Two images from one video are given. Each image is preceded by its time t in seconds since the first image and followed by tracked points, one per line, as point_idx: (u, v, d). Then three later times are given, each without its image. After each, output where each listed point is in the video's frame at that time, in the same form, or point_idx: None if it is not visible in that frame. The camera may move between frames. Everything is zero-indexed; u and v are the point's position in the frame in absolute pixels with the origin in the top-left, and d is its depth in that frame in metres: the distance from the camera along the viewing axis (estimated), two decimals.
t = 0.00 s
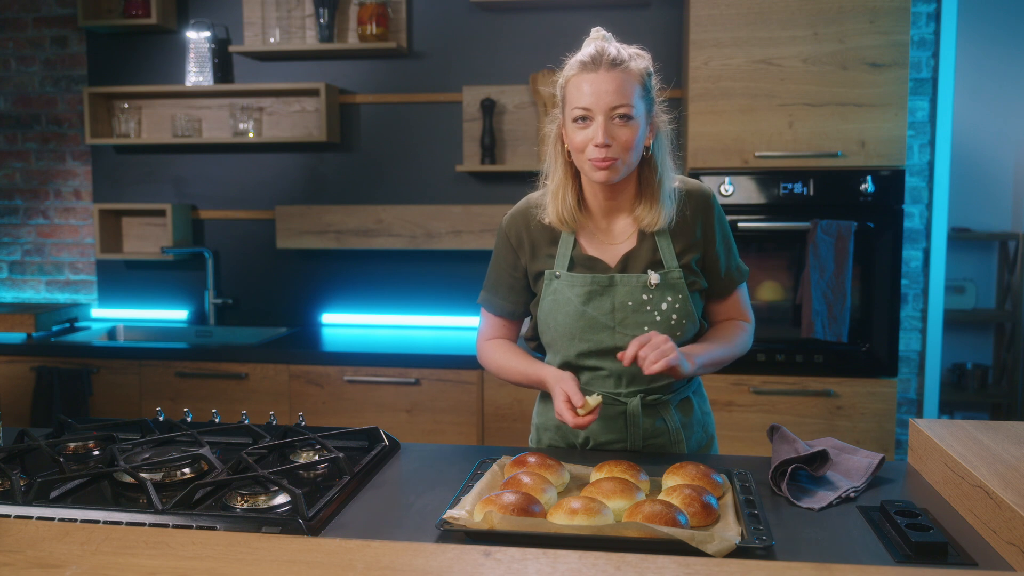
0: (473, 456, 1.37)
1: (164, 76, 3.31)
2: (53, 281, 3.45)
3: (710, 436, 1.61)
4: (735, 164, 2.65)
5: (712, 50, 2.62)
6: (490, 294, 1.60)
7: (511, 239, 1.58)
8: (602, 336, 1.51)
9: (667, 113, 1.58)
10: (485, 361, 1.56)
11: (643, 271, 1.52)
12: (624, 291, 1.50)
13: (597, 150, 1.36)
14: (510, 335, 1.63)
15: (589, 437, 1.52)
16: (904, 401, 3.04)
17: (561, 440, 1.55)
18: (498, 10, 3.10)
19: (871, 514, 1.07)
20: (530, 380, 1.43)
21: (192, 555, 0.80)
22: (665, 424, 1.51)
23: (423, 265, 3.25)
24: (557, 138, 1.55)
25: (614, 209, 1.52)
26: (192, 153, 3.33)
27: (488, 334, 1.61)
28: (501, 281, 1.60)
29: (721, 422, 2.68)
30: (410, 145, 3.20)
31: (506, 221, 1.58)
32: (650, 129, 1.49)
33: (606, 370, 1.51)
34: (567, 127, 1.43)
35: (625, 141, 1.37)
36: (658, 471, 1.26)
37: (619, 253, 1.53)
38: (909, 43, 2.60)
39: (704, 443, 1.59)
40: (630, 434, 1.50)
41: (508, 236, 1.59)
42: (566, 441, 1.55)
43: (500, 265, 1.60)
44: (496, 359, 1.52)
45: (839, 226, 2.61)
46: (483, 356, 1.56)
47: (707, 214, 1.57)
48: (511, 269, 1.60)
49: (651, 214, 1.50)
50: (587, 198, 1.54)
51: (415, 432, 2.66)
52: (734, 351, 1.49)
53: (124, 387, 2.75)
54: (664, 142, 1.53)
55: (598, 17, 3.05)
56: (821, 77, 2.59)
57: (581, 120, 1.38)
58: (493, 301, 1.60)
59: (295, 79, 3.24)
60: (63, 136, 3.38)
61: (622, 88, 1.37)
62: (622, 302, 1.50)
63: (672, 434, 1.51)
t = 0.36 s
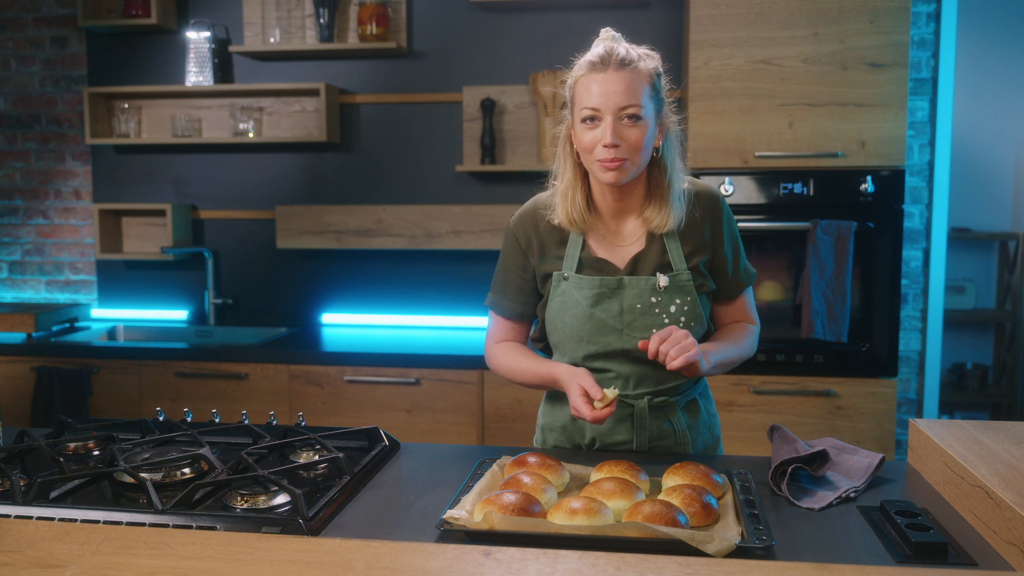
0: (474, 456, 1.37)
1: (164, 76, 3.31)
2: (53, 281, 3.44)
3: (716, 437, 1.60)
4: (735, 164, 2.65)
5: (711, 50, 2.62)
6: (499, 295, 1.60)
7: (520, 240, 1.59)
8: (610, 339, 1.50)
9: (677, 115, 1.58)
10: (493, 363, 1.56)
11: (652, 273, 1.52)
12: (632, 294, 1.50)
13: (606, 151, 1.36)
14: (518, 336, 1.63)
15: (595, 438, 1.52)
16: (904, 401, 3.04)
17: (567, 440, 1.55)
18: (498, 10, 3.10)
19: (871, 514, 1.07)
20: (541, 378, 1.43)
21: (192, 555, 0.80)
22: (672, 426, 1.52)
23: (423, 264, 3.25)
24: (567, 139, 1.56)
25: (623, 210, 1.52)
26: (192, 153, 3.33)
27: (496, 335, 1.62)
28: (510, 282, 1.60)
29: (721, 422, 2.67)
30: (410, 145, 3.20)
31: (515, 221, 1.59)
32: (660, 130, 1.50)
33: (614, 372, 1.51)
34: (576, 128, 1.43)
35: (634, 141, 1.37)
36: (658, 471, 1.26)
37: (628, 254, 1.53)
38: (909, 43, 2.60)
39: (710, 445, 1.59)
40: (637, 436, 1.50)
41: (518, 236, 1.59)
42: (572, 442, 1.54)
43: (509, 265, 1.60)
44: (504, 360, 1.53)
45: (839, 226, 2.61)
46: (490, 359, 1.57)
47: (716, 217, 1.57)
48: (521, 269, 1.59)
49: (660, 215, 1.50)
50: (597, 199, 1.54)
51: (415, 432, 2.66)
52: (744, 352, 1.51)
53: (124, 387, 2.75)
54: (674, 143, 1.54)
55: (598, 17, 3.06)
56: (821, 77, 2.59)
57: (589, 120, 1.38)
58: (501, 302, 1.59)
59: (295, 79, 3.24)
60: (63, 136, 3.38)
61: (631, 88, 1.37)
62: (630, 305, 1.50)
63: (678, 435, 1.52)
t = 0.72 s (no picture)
0: (474, 456, 1.37)
1: (164, 76, 3.31)
2: (53, 281, 3.44)
3: (716, 438, 1.60)
4: (735, 164, 2.65)
5: (712, 50, 2.62)
6: (499, 294, 1.60)
7: (521, 240, 1.59)
8: (610, 341, 1.50)
9: (680, 116, 1.58)
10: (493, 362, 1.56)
11: (653, 276, 1.52)
12: (633, 297, 1.50)
13: (608, 149, 1.36)
14: (519, 335, 1.64)
15: (595, 439, 1.52)
16: (904, 401, 3.03)
17: (567, 441, 1.55)
18: (498, 10, 3.10)
19: (871, 514, 1.07)
20: (541, 377, 1.43)
21: (192, 555, 0.80)
22: (672, 427, 1.51)
23: (423, 264, 3.25)
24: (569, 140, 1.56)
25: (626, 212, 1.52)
26: (192, 153, 3.33)
27: (496, 333, 1.62)
28: (510, 282, 1.60)
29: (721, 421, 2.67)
30: (410, 145, 3.20)
31: (516, 221, 1.59)
32: (662, 131, 1.50)
33: (613, 374, 1.51)
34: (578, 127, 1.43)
35: (637, 140, 1.36)
36: (658, 471, 1.26)
37: (630, 256, 1.53)
38: (909, 43, 2.60)
39: (710, 446, 1.59)
40: (636, 438, 1.50)
41: (519, 237, 1.59)
42: (572, 442, 1.55)
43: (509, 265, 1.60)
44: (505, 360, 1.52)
45: (839, 226, 2.61)
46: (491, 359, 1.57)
47: (719, 220, 1.57)
48: (521, 269, 1.59)
49: (662, 217, 1.51)
50: (598, 200, 1.54)
51: (415, 432, 2.66)
52: (745, 354, 1.51)
53: (124, 387, 2.75)
54: (676, 145, 1.55)
55: (598, 17, 3.06)
56: (821, 77, 2.59)
57: (592, 119, 1.38)
58: (502, 301, 1.59)
59: (295, 79, 3.24)
60: (63, 136, 3.38)
61: (634, 87, 1.37)
62: (631, 307, 1.50)
63: (678, 436, 1.51)
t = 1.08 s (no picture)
0: (473, 456, 1.37)
1: (164, 76, 3.31)
2: (53, 281, 3.44)
3: (713, 437, 1.61)
4: (735, 164, 2.65)
5: (711, 50, 2.62)
6: (496, 294, 1.60)
7: (518, 240, 1.58)
8: (609, 338, 1.50)
9: (676, 114, 1.58)
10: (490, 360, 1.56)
11: (651, 273, 1.52)
12: (631, 293, 1.50)
13: (605, 148, 1.36)
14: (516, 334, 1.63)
15: (595, 439, 1.51)
16: (904, 401, 3.03)
17: (566, 441, 1.55)
18: (498, 10, 3.10)
19: (871, 514, 1.07)
20: (535, 374, 1.43)
21: (192, 555, 0.80)
22: (671, 425, 1.52)
23: (423, 264, 3.25)
24: (566, 138, 1.55)
25: (623, 210, 1.52)
26: (192, 153, 3.33)
27: (493, 331, 1.61)
28: (507, 281, 1.60)
29: (721, 421, 2.67)
30: (409, 145, 3.20)
31: (513, 220, 1.59)
32: (659, 129, 1.50)
33: (613, 371, 1.51)
34: (574, 126, 1.43)
35: (633, 139, 1.37)
36: (658, 471, 1.26)
37: (627, 254, 1.53)
38: (909, 43, 2.60)
39: (709, 445, 1.59)
40: (636, 436, 1.50)
41: (516, 236, 1.59)
42: (572, 442, 1.55)
43: (507, 264, 1.60)
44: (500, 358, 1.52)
45: (839, 226, 2.61)
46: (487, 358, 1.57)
47: (716, 219, 1.57)
48: (518, 268, 1.59)
49: (659, 214, 1.51)
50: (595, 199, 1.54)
51: (415, 432, 2.66)
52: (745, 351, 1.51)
53: (124, 387, 2.75)
54: (673, 142, 1.54)
55: (598, 17, 3.06)
56: (821, 77, 2.59)
57: (588, 118, 1.38)
58: (498, 300, 1.59)
59: (295, 79, 3.24)
60: (63, 136, 3.38)
61: (630, 85, 1.37)
62: (630, 304, 1.50)
63: (677, 435, 1.52)
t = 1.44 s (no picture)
0: (473, 456, 1.37)
1: (164, 76, 3.31)
2: (53, 281, 3.44)
3: (710, 434, 1.61)
4: (735, 164, 2.65)
5: (711, 50, 2.62)
6: (492, 294, 1.59)
7: (514, 240, 1.58)
8: (609, 336, 1.50)
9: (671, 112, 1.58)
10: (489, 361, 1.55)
11: (649, 271, 1.52)
12: (630, 291, 1.50)
13: (602, 149, 1.36)
14: (511, 335, 1.63)
15: (596, 437, 1.52)
16: (904, 401, 3.03)
17: (567, 441, 1.55)
18: (498, 10, 3.10)
19: (871, 514, 1.07)
20: (538, 375, 1.43)
21: (192, 555, 0.80)
22: (670, 422, 1.52)
23: (423, 264, 3.25)
24: (561, 138, 1.55)
25: (619, 210, 1.52)
26: (192, 153, 3.33)
27: (488, 333, 1.61)
28: (503, 281, 1.59)
29: (721, 421, 2.67)
30: (409, 145, 3.20)
31: (509, 222, 1.58)
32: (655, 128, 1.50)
33: (612, 369, 1.51)
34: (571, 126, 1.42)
35: (630, 139, 1.37)
36: (658, 471, 1.26)
37: (625, 253, 1.53)
38: (909, 43, 2.60)
39: (706, 443, 1.60)
40: (636, 433, 1.50)
41: (512, 237, 1.58)
42: (572, 442, 1.55)
43: (503, 265, 1.59)
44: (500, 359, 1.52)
45: (839, 226, 2.61)
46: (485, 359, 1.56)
47: (710, 216, 1.58)
48: (514, 268, 1.59)
49: (656, 213, 1.51)
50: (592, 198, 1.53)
51: (415, 432, 2.66)
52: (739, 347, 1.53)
53: (124, 387, 2.75)
54: (668, 141, 1.54)
55: (598, 17, 3.06)
56: (821, 77, 2.59)
57: (586, 119, 1.38)
58: (494, 301, 1.59)
59: (295, 79, 3.24)
60: (63, 136, 3.38)
61: (627, 86, 1.37)
62: (629, 302, 1.49)
63: (676, 433, 1.52)
